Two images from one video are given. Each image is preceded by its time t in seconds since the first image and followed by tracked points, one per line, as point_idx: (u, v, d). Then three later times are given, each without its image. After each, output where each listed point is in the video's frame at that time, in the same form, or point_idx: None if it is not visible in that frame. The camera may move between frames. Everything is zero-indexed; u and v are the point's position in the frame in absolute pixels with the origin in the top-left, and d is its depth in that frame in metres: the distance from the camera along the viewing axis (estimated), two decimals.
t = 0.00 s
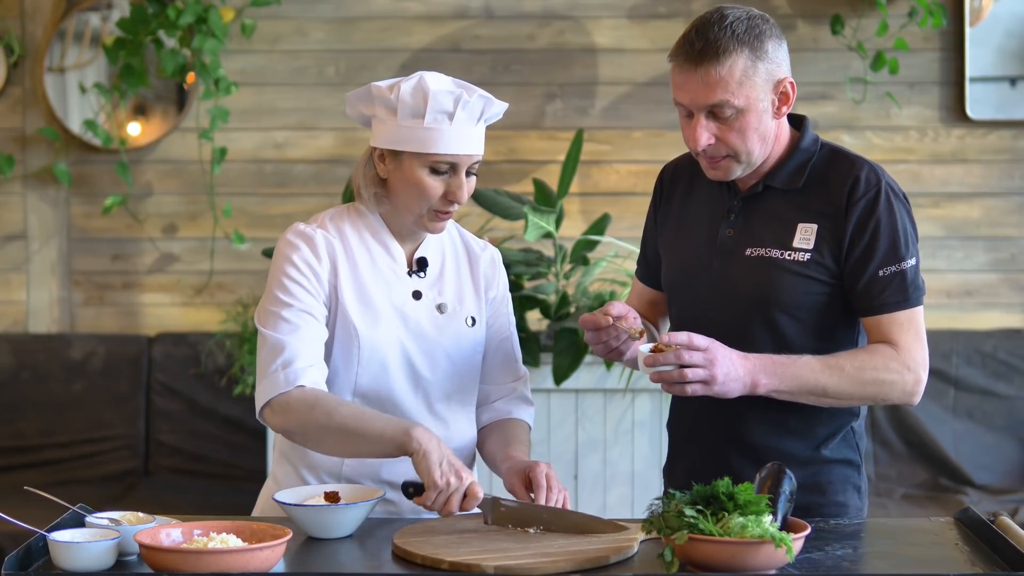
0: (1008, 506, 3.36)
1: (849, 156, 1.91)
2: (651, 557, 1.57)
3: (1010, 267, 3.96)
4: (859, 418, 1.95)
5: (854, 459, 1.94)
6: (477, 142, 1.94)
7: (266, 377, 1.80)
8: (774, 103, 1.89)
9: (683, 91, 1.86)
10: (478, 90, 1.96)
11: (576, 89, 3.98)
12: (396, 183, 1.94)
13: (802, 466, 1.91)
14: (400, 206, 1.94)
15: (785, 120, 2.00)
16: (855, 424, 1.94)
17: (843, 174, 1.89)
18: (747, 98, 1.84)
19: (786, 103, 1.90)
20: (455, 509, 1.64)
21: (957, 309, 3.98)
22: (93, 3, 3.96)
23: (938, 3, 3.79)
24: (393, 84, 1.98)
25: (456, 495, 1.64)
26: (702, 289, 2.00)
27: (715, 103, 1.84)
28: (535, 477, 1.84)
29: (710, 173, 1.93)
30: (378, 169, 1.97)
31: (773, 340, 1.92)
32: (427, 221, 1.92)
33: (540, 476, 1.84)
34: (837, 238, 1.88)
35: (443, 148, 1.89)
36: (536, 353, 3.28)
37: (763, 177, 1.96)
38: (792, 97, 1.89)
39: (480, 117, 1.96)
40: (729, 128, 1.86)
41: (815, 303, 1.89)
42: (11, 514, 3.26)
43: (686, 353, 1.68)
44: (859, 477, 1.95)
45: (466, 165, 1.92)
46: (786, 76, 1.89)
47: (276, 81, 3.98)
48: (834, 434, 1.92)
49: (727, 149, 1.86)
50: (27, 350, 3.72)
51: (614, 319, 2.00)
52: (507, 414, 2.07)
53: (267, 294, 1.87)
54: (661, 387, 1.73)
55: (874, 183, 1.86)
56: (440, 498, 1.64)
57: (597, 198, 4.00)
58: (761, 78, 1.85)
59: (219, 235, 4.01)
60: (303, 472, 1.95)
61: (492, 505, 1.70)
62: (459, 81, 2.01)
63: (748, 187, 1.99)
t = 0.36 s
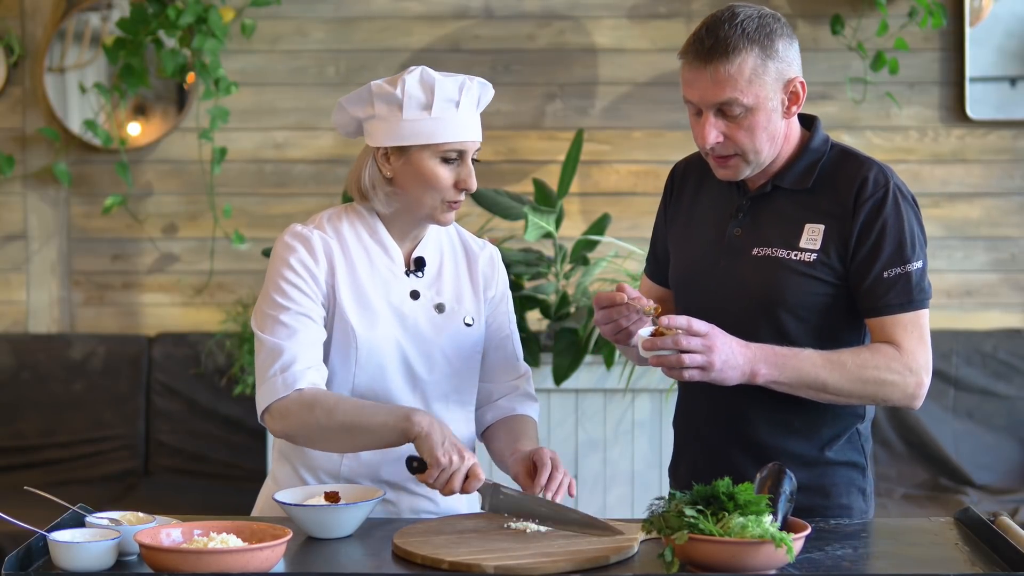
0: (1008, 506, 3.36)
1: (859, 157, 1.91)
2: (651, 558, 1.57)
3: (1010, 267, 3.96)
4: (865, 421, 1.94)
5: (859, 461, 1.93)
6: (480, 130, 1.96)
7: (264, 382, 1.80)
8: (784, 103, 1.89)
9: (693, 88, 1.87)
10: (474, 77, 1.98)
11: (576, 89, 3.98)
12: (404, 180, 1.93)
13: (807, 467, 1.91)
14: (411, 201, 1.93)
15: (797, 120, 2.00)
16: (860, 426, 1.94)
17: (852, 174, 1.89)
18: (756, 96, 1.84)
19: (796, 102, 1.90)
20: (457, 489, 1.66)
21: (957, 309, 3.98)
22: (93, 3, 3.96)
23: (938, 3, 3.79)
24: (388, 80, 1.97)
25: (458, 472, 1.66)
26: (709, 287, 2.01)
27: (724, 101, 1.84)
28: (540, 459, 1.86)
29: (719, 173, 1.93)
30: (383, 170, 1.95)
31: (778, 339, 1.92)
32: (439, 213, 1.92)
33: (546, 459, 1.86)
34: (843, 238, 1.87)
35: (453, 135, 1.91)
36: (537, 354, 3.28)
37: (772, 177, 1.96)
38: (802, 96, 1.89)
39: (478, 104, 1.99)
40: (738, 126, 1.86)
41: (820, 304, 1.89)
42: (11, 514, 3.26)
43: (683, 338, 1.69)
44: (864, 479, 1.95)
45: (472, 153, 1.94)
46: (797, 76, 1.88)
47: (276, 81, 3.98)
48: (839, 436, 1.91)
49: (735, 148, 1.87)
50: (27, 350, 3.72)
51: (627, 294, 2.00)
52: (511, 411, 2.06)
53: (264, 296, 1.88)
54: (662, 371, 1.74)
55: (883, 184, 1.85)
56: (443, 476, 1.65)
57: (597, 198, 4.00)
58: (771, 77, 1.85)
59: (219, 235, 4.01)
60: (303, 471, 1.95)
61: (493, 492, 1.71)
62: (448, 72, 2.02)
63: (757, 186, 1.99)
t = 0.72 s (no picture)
0: (1008, 506, 3.36)
1: (869, 156, 1.91)
2: (651, 558, 1.57)
3: (1010, 267, 3.96)
4: (874, 421, 1.93)
5: (868, 462, 1.93)
6: (474, 123, 1.97)
7: (253, 384, 1.84)
8: (788, 104, 1.88)
9: (696, 89, 1.87)
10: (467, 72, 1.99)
11: (576, 89, 3.98)
12: (397, 174, 1.94)
13: (814, 467, 1.91)
14: (406, 196, 1.94)
15: (807, 120, 2.01)
16: (870, 427, 1.93)
17: (862, 174, 1.89)
18: (759, 97, 1.84)
19: (801, 104, 1.89)
20: (446, 446, 1.73)
21: (957, 309, 3.98)
22: (93, 3, 3.96)
23: (938, 3, 3.80)
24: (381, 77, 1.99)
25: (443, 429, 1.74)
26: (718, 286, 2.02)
27: (726, 101, 1.84)
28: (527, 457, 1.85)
29: (723, 176, 1.94)
30: (377, 165, 1.97)
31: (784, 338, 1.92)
32: (433, 206, 1.92)
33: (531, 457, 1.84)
34: (853, 238, 1.88)
35: (446, 128, 1.92)
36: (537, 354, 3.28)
37: (783, 177, 1.97)
38: (807, 98, 1.88)
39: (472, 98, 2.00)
40: (740, 127, 1.86)
41: (829, 304, 1.90)
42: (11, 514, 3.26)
43: (692, 299, 1.68)
44: (873, 480, 1.94)
45: (466, 146, 1.95)
46: (802, 77, 1.88)
47: (276, 81, 3.98)
48: (847, 436, 1.91)
49: (738, 149, 1.87)
50: (27, 350, 3.72)
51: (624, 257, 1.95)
52: (529, 406, 2.05)
53: (258, 297, 1.91)
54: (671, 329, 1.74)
55: (892, 183, 1.85)
56: (431, 431, 1.73)
57: (597, 198, 4.00)
58: (774, 78, 1.85)
59: (219, 235, 4.01)
60: (299, 470, 1.96)
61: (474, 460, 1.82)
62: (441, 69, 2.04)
63: (766, 185, 1.99)
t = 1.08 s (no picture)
0: (1008, 506, 3.36)
1: (875, 156, 1.91)
2: (651, 558, 1.57)
3: (1010, 267, 3.96)
4: (883, 421, 1.94)
5: (878, 462, 1.93)
6: (465, 117, 1.98)
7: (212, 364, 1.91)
8: (790, 108, 1.88)
9: (696, 95, 1.87)
10: (454, 65, 2.00)
11: (576, 89, 3.98)
12: (390, 173, 1.94)
13: (824, 467, 1.91)
14: (401, 195, 1.94)
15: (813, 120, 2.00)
16: (879, 426, 1.93)
17: (867, 174, 1.89)
18: (759, 102, 1.83)
19: (803, 107, 1.89)
20: (361, 417, 1.71)
21: (957, 309, 3.98)
22: (93, 3, 3.96)
23: (938, 3, 3.80)
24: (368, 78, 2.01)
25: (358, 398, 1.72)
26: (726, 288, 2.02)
27: (726, 107, 1.84)
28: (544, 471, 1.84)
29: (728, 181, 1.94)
30: (371, 165, 1.98)
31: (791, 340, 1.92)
32: (430, 202, 1.92)
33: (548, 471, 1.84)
34: (859, 239, 1.88)
35: (435, 122, 1.93)
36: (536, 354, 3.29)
37: (788, 178, 1.96)
38: (809, 102, 1.89)
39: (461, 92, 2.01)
40: (741, 133, 1.85)
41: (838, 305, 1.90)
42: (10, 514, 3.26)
43: (710, 254, 1.70)
44: (882, 480, 1.95)
45: (457, 139, 1.95)
46: (803, 81, 1.88)
47: (276, 82, 3.98)
48: (857, 436, 1.91)
49: (739, 155, 1.87)
50: (27, 350, 3.72)
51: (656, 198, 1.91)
52: (529, 409, 2.04)
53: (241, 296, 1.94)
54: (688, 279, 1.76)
55: (898, 182, 1.85)
56: (347, 402, 1.72)
57: (597, 198, 4.00)
58: (775, 83, 1.85)
59: (219, 235, 4.01)
60: (299, 469, 1.96)
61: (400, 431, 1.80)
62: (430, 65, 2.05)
63: (773, 187, 1.99)
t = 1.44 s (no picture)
0: (1008, 506, 3.36)
1: (879, 160, 1.90)
2: (651, 558, 1.57)
3: (1010, 267, 3.96)
4: (882, 423, 1.93)
5: (876, 464, 1.93)
6: (448, 108, 1.99)
7: (253, 397, 1.88)
8: (777, 114, 1.88)
9: (696, 81, 1.94)
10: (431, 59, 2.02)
11: (576, 89, 3.98)
12: (381, 172, 1.95)
13: (820, 468, 1.91)
14: (394, 192, 1.95)
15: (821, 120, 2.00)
16: (880, 429, 1.93)
17: (871, 177, 1.88)
18: (740, 100, 1.87)
19: (790, 116, 1.89)
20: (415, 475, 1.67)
21: (957, 310, 3.98)
22: (93, 3, 3.96)
23: (938, 3, 3.80)
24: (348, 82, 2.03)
25: (411, 450, 1.69)
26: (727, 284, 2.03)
27: (711, 98, 1.90)
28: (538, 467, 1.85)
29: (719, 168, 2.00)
30: (362, 167, 1.99)
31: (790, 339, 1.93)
32: (425, 193, 1.93)
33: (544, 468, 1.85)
34: (861, 241, 1.87)
35: (420, 115, 1.95)
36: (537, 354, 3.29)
37: (791, 177, 1.97)
38: (798, 111, 1.88)
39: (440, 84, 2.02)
40: (721, 126, 1.90)
41: (838, 305, 1.90)
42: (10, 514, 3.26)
43: (703, 299, 1.68)
44: (880, 482, 1.94)
45: (444, 130, 1.97)
46: (796, 89, 1.87)
47: (276, 82, 3.98)
48: (855, 438, 1.91)
49: (717, 146, 1.92)
50: (27, 350, 3.72)
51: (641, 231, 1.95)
52: (513, 407, 2.05)
53: (253, 309, 1.93)
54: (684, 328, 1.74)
55: (902, 187, 1.84)
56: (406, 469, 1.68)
57: (597, 198, 4.00)
58: (762, 84, 1.86)
59: (219, 235, 4.01)
60: (299, 469, 1.96)
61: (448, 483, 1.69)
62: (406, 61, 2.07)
63: (777, 186, 2.00)
